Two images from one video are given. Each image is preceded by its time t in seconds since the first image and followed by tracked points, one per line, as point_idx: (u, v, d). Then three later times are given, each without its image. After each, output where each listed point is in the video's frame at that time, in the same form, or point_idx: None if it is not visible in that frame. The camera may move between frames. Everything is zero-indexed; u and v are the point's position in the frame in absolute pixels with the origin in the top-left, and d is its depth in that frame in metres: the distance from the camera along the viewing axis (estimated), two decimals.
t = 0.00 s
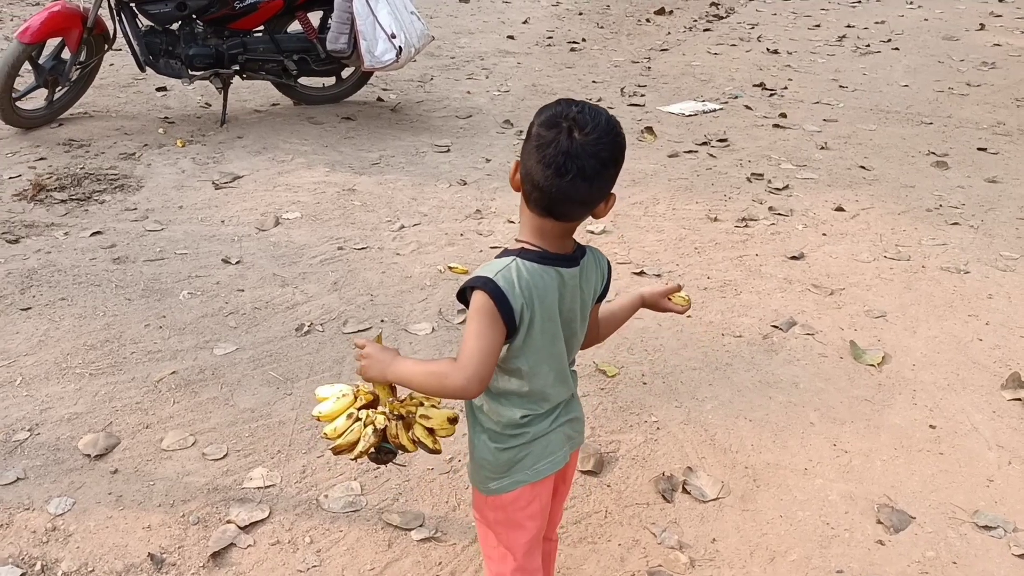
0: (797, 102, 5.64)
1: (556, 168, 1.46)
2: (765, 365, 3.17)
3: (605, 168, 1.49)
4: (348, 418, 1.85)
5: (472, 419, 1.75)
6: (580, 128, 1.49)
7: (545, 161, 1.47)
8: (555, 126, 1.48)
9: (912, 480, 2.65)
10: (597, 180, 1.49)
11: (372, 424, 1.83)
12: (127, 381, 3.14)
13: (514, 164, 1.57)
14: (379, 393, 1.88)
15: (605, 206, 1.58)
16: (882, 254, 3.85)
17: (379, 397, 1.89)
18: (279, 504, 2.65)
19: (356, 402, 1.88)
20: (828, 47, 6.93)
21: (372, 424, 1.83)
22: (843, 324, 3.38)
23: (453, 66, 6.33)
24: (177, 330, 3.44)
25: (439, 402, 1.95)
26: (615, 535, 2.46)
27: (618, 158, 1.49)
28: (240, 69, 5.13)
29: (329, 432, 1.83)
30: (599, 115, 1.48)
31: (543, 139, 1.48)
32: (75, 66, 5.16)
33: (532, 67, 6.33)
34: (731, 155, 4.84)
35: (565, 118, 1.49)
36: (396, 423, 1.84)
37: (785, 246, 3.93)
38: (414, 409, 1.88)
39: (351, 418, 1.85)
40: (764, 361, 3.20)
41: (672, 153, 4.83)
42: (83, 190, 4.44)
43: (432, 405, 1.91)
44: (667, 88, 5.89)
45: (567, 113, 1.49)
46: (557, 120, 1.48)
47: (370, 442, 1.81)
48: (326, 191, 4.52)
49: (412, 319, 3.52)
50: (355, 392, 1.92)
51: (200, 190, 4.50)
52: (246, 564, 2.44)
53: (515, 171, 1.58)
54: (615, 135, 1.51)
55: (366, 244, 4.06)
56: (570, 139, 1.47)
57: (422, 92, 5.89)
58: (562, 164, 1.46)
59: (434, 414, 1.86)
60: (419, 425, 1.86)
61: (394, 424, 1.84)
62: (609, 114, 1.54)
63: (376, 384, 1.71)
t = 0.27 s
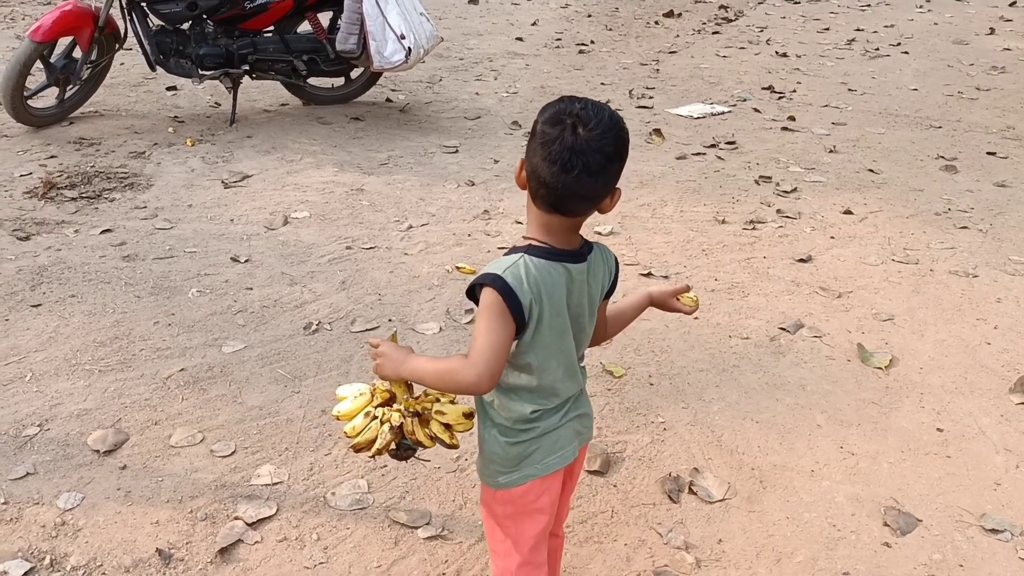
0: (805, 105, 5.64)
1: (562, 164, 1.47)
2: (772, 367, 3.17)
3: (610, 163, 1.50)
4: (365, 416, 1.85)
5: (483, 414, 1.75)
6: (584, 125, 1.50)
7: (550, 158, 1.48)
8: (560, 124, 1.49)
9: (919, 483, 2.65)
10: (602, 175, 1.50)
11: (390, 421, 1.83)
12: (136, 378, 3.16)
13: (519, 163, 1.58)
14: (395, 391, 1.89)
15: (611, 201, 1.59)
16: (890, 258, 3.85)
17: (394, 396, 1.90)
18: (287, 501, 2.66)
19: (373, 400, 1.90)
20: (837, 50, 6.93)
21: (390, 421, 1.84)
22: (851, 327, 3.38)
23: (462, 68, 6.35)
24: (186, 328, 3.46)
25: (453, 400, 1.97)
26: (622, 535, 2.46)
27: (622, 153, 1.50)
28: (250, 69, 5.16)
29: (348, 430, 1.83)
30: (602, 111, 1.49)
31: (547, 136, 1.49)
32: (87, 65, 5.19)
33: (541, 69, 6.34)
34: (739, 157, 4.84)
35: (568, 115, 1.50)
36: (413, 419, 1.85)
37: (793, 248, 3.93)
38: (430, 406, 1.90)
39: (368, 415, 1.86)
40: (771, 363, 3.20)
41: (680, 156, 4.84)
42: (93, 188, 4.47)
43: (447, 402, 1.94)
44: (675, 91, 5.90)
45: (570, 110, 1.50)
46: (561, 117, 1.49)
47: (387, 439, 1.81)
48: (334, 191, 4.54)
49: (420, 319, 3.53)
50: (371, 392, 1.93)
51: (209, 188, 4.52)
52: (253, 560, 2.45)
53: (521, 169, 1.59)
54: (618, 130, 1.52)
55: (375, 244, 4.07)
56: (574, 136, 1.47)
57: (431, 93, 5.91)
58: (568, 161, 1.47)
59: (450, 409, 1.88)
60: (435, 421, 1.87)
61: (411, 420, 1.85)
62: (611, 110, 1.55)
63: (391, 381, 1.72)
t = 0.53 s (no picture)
0: (816, 104, 5.63)
1: (576, 160, 1.48)
2: (781, 365, 3.18)
3: (623, 156, 1.51)
4: (380, 404, 1.86)
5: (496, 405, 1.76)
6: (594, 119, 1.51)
7: (565, 155, 1.48)
8: (571, 120, 1.49)
9: (928, 481, 2.64)
10: (615, 169, 1.51)
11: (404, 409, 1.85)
12: (147, 369, 3.18)
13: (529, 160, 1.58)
14: (408, 378, 1.90)
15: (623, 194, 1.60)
16: (900, 257, 3.84)
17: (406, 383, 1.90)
18: (296, 493, 2.67)
19: (387, 387, 1.91)
20: (848, 50, 6.91)
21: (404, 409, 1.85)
22: (860, 325, 3.38)
23: (472, 64, 6.36)
24: (197, 320, 3.48)
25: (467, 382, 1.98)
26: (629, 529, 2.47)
27: (634, 146, 1.51)
28: (262, 64, 5.18)
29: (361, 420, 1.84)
30: (612, 105, 1.50)
31: (559, 133, 1.49)
32: (100, 59, 5.22)
33: (551, 66, 6.35)
34: (749, 156, 4.84)
35: (578, 111, 1.50)
36: (428, 405, 1.87)
37: (802, 247, 3.93)
38: (444, 391, 1.91)
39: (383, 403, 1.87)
40: (780, 360, 3.20)
41: (690, 154, 4.84)
42: (105, 181, 4.49)
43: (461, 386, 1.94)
44: (685, 89, 5.90)
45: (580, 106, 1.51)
46: (571, 113, 1.50)
47: (403, 426, 1.84)
48: (345, 186, 4.56)
49: (429, 313, 3.55)
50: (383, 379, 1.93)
51: (220, 182, 4.54)
52: (263, 550, 2.47)
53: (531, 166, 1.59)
54: (628, 123, 1.53)
55: (384, 239, 4.09)
56: (587, 131, 1.48)
57: (441, 89, 5.92)
58: (583, 157, 1.47)
59: (464, 394, 1.89)
60: (449, 406, 1.89)
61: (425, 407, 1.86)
62: (619, 103, 1.55)
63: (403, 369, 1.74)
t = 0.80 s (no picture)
0: (824, 103, 5.62)
1: (581, 168, 1.48)
2: (789, 364, 3.18)
3: (629, 161, 1.50)
4: (388, 418, 1.83)
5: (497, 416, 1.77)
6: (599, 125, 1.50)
7: (569, 164, 1.49)
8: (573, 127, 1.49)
9: (937, 480, 2.64)
10: (621, 174, 1.50)
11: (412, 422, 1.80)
12: (158, 369, 3.20)
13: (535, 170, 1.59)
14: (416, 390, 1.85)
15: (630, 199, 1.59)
16: (909, 256, 3.84)
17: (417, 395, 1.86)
18: (306, 492, 2.69)
19: (396, 399, 1.87)
20: (856, 49, 6.90)
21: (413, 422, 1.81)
22: (868, 325, 3.38)
23: (480, 65, 6.37)
24: (207, 320, 3.50)
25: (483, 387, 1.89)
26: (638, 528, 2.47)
27: (640, 150, 1.50)
28: (270, 65, 5.20)
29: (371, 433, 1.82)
30: (613, 108, 1.49)
31: (562, 142, 1.49)
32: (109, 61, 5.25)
33: (558, 66, 6.36)
34: (756, 156, 4.84)
35: (580, 117, 1.50)
36: (437, 418, 1.81)
37: (810, 246, 3.92)
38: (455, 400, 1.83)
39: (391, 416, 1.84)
40: (788, 360, 3.20)
41: (697, 154, 4.84)
42: (115, 182, 4.52)
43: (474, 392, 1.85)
44: (693, 89, 5.90)
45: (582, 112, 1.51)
46: (573, 121, 1.50)
47: (411, 440, 1.80)
48: (353, 186, 4.58)
49: (437, 313, 3.56)
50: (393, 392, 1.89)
51: (229, 183, 4.57)
52: (273, 549, 2.48)
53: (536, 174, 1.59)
54: (632, 127, 1.52)
55: (392, 239, 4.10)
56: (591, 138, 1.47)
57: (449, 89, 5.93)
58: (587, 164, 1.47)
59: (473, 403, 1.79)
60: (459, 417, 1.80)
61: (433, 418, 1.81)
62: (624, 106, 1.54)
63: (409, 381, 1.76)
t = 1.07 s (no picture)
0: (834, 101, 5.61)
1: (569, 177, 1.45)
2: (801, 363, 3.17)
3: (617, 169, 1.47)
4: (386, 437, 1.80)
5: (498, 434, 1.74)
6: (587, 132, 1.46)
7: (556, 172, 1.45)
8: (561, 134, 1.45)
9: (950, 478, 2.64)
10: (610, 183, 1.47)
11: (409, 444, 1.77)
12: (172, 369, 3.22)
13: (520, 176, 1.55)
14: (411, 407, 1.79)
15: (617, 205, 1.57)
16: (921, 254, 3.83)
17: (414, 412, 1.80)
18: (319, 490, 2.70)
19: (392, 418, 1.82)
20: (866, 47, 6.88)
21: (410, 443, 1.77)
22: (880, 322, 3.37)
23: (489, 65, 6.38)
24: (220, 320, 3.52)
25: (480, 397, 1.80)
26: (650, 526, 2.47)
27: (629, 158, 1.47)
28: (281, 66, 5.23)
29: (370, 455, 1.80)
30: (601, 115, 1.46)
31: (549, 149, 1.46)
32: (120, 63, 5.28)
33: (567, 66, 6.36)
34: (767, 154, 4.83)
35: (568, 123, 1.46)
36: (434, 437, 1.76)
37: (821, 244, 3.92)
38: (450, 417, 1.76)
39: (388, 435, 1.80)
40: (800, 358, 3.20)
41: (707, 152, 4.84)
42: (128, 184, 4.55)
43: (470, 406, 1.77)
44: (703, 88, 5.89)
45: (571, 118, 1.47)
46: (561, 127, 1.46)
47: (410, 461, 1.77)
48: (364, 187, 4.59)
49: (449, 313, 3.57)
50: (390, 408, 1.84)
51: (241, 184, 4.59)
52: (287, 547, 2.50)
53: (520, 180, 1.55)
54: (620, 133, 1.49)
55: (403, 239, 4.12)
56: (579, 145, 1.44)
57: (459, 90, 5.95)
58: (574, 174, 1.44)
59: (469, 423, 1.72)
60: (458, 436, 1.73)
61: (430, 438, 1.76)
62: (611, 112, 1.51)
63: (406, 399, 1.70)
